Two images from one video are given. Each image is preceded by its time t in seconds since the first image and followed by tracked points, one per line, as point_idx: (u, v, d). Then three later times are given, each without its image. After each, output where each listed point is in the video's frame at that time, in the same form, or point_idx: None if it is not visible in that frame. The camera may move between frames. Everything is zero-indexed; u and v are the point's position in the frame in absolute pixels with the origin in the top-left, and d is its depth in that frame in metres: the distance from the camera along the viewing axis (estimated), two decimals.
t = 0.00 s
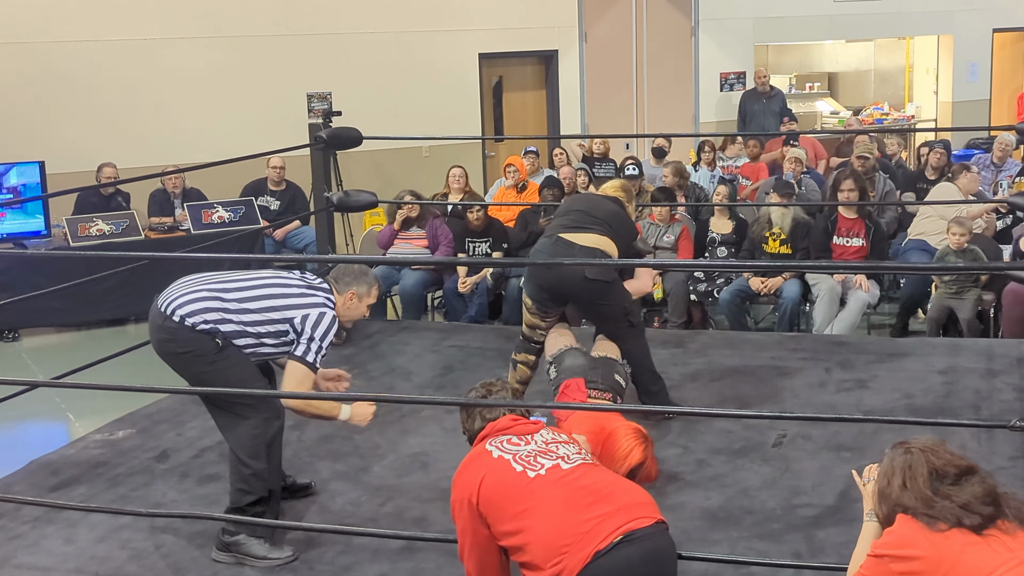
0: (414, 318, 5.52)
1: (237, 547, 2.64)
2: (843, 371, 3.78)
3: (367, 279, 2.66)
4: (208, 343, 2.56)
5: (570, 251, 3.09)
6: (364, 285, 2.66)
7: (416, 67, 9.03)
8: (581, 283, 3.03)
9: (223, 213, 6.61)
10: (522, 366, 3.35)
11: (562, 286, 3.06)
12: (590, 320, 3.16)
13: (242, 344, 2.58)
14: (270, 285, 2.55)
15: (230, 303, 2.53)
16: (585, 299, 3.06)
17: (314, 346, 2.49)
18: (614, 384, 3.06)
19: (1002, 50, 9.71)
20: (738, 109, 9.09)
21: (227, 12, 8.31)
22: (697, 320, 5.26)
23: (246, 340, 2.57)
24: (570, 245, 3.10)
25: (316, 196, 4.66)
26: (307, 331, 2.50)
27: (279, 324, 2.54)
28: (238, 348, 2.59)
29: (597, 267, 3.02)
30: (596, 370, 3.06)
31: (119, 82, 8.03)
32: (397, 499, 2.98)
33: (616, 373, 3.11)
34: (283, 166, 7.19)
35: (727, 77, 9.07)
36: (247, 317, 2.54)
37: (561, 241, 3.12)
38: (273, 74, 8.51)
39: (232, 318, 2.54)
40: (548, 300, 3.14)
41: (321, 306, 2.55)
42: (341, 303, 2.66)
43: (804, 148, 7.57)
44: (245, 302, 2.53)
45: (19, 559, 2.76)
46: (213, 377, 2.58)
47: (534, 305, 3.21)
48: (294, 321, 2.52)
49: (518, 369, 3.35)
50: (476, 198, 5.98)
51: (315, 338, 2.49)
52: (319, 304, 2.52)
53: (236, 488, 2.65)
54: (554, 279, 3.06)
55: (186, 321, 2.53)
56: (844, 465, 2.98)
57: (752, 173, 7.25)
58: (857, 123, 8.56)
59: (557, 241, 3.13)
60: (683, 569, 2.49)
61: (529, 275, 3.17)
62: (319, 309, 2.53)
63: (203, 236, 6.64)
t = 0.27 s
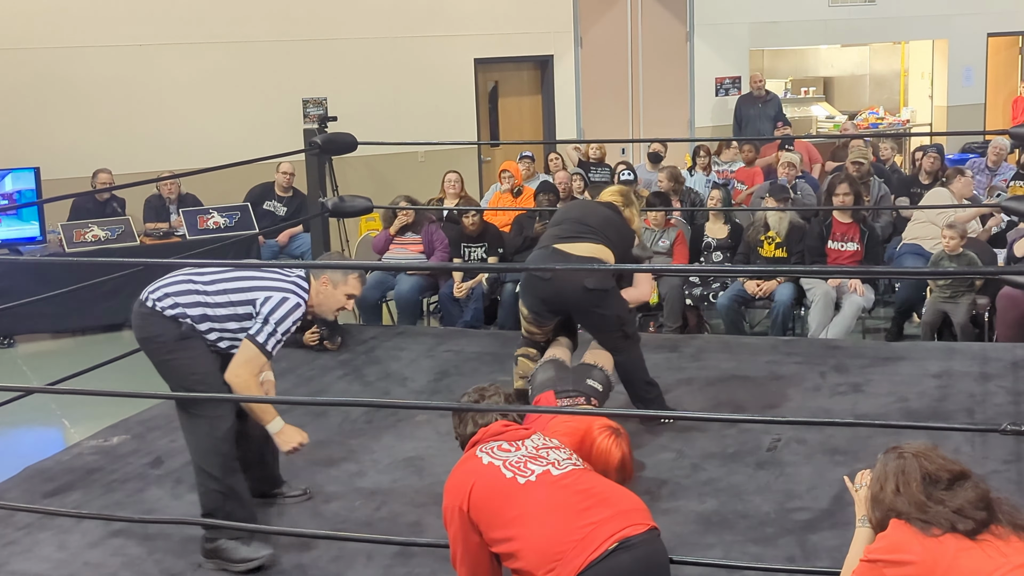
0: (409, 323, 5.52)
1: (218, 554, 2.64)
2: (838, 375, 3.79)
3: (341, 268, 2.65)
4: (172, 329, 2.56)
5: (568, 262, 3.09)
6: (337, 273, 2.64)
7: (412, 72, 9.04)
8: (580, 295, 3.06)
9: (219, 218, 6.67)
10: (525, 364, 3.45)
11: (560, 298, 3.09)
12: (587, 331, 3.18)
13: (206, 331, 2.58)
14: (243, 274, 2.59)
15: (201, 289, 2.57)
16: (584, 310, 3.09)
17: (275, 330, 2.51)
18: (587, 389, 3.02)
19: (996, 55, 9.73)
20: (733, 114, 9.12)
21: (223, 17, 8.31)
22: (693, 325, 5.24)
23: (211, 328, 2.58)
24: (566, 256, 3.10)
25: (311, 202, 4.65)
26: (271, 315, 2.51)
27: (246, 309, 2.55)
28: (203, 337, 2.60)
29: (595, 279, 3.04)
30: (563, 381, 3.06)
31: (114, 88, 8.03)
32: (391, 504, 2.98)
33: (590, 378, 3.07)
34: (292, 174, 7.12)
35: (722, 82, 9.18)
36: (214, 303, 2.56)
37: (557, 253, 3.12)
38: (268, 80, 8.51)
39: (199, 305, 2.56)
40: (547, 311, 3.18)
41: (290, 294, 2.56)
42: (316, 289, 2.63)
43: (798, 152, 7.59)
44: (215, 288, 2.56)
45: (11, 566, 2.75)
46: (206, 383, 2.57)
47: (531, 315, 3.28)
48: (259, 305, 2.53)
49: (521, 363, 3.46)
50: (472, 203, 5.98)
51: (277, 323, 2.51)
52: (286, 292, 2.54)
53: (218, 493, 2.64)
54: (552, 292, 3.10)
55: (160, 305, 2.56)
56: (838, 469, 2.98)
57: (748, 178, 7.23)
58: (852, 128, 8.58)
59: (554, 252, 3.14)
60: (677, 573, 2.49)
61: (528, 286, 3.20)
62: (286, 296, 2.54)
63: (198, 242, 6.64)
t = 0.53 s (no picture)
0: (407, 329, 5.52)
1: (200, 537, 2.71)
2: (835, 379, 3.78)
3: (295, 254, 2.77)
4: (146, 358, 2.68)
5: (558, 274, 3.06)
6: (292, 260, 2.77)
7: (409, 77, 9.05)
8: (572, 306, 3.03)
9: (215, 224, 6.62)
10: (520, 381, 3.44)
11: (552, 310, 3.07)
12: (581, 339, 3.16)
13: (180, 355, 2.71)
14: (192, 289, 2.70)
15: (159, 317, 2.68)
16: (578, 321, 3.06)
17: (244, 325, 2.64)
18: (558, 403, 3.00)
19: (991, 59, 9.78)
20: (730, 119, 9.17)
21: (219, 23, 8.31)
22: (690, 329, 5.23)
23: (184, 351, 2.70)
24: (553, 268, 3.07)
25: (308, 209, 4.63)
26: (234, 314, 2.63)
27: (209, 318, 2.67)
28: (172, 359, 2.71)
29: (585, 289, 3.02)
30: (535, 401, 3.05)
31: (111, 94, 8.03)
32: (388, 509, 2.97)
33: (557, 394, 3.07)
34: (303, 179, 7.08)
35: (719, 87, 9.20)
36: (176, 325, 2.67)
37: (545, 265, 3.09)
38: (266, 85, 8.52)
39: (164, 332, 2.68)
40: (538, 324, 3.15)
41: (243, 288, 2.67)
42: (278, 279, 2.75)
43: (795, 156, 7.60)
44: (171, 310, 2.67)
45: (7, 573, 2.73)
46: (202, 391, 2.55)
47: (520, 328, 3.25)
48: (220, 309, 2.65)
49: (516, 386, 3.46)
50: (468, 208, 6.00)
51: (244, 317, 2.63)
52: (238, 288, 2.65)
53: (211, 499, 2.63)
54: (544, 305, 3.07)
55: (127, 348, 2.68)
56: (836, 472, 2.98)
57: (744, 182, 7.21)
58: (848, 132, 8.60)
59: (541, 265, 3.10)
60: None
61: (516, 300, 3.16)
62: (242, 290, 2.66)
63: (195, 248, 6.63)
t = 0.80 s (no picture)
0: (405, 334, 5.50)
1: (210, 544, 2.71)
2: (834, 384, 3.77)
3: (233, 366, 2.64)
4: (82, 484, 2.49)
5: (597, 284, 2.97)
6: (231, 373, 2.64)
7: (407, 82, 9.05)
8: (611, 315, 2.97)
9: (212, 229, 6.65)
10: (529, 390, 3.20)
11: (590, 322, 2.98)
12: (608, 352, 3.09)
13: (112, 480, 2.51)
14: (127, 410, 2.49)
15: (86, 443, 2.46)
16: (613, 331, 3.00)
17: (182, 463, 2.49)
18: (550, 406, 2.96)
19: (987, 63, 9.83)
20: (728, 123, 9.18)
21: (216, 29, 8.31)
22: (688, 334, 5.24)
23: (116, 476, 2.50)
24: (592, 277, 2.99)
25: (305, 214, 4.63)
26: (173, 452, 2.48)
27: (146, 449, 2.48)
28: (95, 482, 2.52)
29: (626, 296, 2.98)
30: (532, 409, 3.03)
31: (108, 100, 8.02)
32: (386, 516, 2.95)
33: (551, 395, 3.00)
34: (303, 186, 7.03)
35: (716, 91, 9.16)
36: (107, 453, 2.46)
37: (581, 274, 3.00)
38: (263, 90, 8.52)
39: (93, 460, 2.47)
40: (573, 337, 3.04)
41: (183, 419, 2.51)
42: (216, 396, 2.62)
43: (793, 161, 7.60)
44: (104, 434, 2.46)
45: None
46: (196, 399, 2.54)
47: (552, 341, 3.08)
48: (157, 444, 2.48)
49: (523, 391, 3.21)
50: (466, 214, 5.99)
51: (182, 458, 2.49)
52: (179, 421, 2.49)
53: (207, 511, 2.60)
54: (582, 317, 2.97)
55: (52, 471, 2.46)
56: (835, 478, 2.96)
57: (743, 187, 7.25)
58: (846, 137, 8.61)
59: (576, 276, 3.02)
60: None
61: (549, 314, 3.03)
62: (185, 422, 2.50)
63: (192, 254, 6.63)
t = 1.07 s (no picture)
0: (404, 337, 5.50)
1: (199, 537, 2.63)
2: (835, 386, 3.76)
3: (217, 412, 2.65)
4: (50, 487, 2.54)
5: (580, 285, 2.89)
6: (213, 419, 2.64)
7: (406, 84, 9.04)
8: (594, 317, 2.88)
9: (212, 231, 6.64)
10: (519, 406, 3.10)
11: (573, 325, 2.89)
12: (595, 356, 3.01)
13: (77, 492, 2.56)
14: (102, 429, 2.50)
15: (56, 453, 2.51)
16: (598, 333, 2.92)
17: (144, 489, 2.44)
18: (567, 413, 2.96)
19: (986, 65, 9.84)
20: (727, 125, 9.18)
21: (216, 31, 8.30)
22: (688, 336, 5.23)
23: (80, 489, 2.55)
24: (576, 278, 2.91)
25: (304, 216, 4.62)
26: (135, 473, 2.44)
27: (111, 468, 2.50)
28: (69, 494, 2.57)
29: (608, 298, 2.88)
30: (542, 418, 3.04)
31: (107, 102, 8.01)
32: (385, 519, 2.94)
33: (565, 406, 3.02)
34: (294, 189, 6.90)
35: (715, 93, 9.15)
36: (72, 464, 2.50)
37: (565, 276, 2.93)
38: (262, 92, 8.51)
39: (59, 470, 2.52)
40: (558, 341, 2.95)
41: (153, 443, 2.49)
42: (192, 437, 2.62)
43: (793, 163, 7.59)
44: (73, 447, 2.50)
45: None
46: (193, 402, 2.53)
47: (538, 347, 2.99)
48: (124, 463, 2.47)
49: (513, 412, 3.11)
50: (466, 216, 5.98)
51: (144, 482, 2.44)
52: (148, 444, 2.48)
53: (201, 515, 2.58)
54: (565, 320, 2.89)
55: (21, 476, 2.52)
56: (836, 480, 2.95)
57: (743, 188, 7.24)
58: (845, 138, 8.60)
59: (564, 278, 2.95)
60: None
61: (533, 318, 2.95)
62: (154, 446, 2.49)
63: (191, 256, 6.61)
